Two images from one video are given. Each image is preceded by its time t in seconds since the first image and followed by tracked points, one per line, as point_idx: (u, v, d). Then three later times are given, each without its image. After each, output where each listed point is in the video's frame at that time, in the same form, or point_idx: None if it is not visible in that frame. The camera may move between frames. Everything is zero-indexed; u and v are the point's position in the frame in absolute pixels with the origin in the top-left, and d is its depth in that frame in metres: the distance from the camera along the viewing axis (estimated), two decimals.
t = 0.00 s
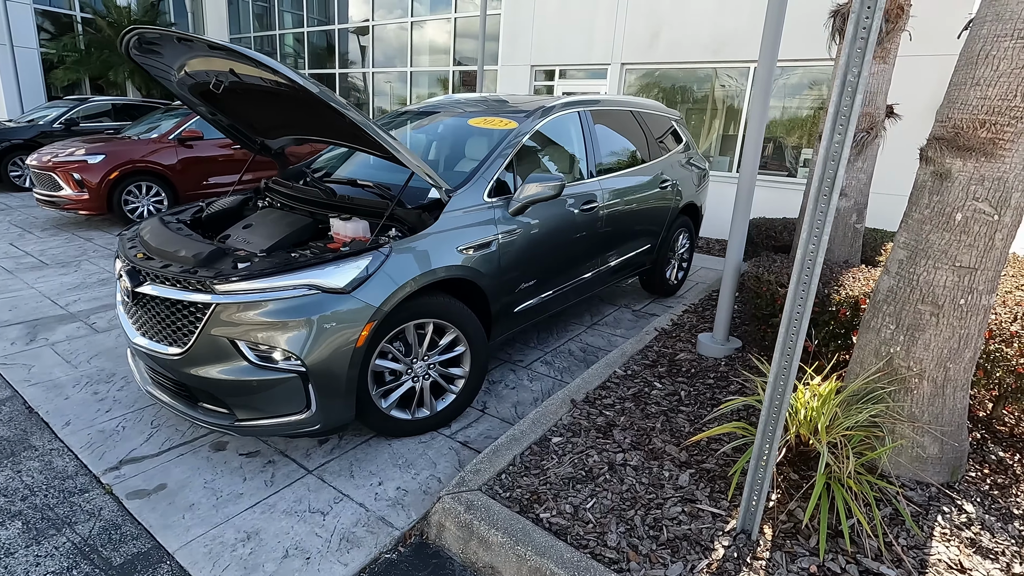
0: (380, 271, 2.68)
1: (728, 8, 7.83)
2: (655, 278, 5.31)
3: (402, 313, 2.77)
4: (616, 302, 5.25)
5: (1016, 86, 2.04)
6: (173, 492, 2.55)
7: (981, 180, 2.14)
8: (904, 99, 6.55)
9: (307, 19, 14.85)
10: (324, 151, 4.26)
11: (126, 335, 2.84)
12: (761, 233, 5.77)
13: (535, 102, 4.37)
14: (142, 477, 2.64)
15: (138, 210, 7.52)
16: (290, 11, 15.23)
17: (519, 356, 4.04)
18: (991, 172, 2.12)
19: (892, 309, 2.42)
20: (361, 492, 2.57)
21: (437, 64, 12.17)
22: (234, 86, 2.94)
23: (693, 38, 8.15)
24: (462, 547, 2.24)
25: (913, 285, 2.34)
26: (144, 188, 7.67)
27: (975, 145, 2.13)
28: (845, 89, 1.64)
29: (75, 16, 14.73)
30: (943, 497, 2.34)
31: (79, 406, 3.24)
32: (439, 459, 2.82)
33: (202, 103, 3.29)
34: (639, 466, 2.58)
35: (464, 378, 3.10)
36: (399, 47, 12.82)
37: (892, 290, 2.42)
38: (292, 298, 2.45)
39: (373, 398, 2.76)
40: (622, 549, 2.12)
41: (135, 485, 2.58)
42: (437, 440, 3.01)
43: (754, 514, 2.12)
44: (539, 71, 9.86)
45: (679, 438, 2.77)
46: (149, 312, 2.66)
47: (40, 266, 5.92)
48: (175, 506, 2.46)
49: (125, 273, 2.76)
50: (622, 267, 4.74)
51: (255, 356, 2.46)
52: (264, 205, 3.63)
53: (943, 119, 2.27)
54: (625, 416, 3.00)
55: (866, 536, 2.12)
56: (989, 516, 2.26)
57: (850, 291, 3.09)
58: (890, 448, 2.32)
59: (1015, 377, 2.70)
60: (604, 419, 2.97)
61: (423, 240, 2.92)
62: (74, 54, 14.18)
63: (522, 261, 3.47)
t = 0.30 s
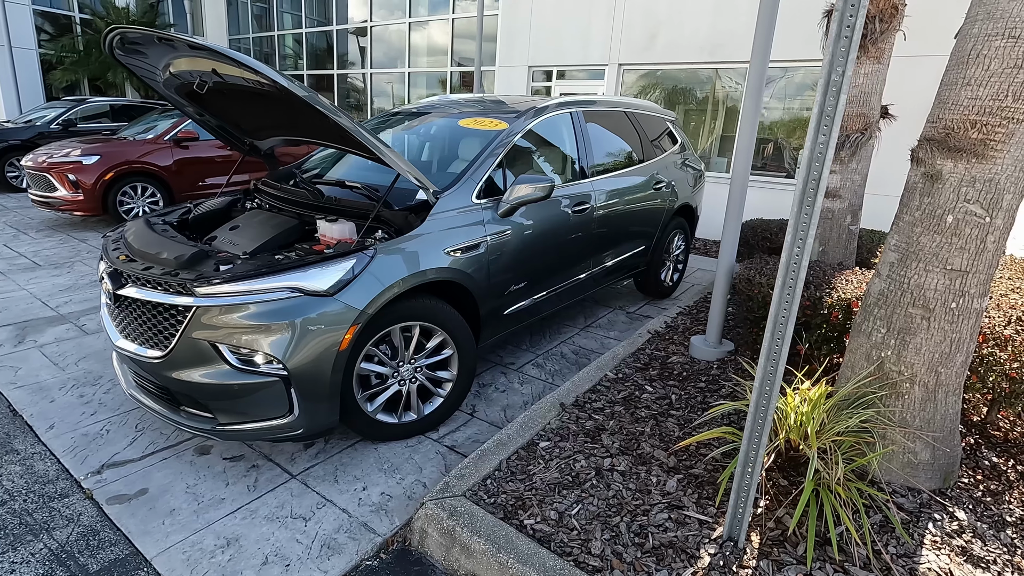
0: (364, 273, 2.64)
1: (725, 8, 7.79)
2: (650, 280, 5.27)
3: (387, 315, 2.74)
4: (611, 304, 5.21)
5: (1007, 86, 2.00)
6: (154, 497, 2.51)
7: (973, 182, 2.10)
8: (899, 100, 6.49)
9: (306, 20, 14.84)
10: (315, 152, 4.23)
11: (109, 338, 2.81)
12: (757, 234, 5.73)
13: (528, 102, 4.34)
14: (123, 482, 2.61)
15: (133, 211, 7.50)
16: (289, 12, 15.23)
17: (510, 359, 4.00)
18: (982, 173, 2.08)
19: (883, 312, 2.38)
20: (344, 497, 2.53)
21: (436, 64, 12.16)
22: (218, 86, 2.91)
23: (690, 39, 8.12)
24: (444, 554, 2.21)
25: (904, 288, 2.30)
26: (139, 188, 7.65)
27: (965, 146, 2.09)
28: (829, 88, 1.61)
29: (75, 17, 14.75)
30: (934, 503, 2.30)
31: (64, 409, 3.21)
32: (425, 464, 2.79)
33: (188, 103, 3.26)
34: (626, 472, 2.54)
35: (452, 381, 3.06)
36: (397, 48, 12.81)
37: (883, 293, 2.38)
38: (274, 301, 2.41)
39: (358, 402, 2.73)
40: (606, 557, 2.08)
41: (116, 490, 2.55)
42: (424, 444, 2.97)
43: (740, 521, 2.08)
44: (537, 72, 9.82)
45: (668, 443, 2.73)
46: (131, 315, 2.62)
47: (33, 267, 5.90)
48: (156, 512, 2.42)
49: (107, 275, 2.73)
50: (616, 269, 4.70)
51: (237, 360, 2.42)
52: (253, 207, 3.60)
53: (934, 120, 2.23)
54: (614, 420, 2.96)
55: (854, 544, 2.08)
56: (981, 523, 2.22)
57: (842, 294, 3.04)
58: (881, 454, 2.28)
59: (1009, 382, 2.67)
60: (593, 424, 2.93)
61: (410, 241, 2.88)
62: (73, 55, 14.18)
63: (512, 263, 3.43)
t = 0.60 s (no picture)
0: (354, 271, 2.62)
1: (725, 7, 7.76)
2: (647, 279, 5.24)
3: (378, 314, 2.72)
4: (608, 303, 5.19)
5: (1000, 82, 1.97)
6: (143, 496, 2.50)
7: (966, 179, 2.07)
8: (896, 98, 6.45)
9: (307, 20, 14.86)
10: (310, 151, 4.22)
11: (99, 337, 2.80)
12: (755, 234, 5.70)
13: (524, 100, 4.32)
14: (112, 481, 2.60)
15: (132, 211, 7.51)
16: (290, 12, 15.25)
17: (505, 358, 3.98)
18: (975, 171, 2.06)
19: (877, 311, 2.36)
20: (333, 497, 2.52)
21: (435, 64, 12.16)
22: (208, 84, 2.91)
23: (689, 38, 8.09)
24: (431, 555, 2.19)
25: (897, 287, 2.27)
26: (138, 188, 7.66)
27: (958, 143, 2.07)
28: (816, 84, 1.59)
29: (76, 18, 14.79)
30: (927, 505, 2.27)
31: (56, 408, 3.21)
32: (416, 463, 2.77)
33: (180, 102, 3.25)
34: (617, 472, 2.52)
35: (443, 381, 3.05)
36: (397, 48, 12.83)
37: (877, 292, 2.36)
38: (262, 300, 2.40)
39: (348, 401, 2.71)
40: (594, 558, 2.06)
41: (105, 489, 2.54)
42: (415, 443, 2.95)
43: (730, 523, 2.06)
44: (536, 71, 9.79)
45: (660, 443, 2.71)
46: (120, 313, 2.61)
47: (31, 267, 5.91)
48: (143, 511, 2.41)
49: (97, 273, 2.72)
50: (613, 268, 4.67)
51: (224, 358, 2.41)
52: (246, 206, 3.59)
53: (927, 116, 2.21)
54: (607, 420, 2.94)
55: (845, 545, 2.05)
56: (975, 525, 2.19)
57: (836, 293, 3.02)
58: (873, 455, 2.25)
59: (1004, 382, 2.65)
60: (585, 423, 2.91)
61: (401, 240, 2.86)
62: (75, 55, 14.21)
63: (505, 262, 3.41)
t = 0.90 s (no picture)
0: (353, 270, 2.62)
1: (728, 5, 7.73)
2: (648, 278, 5.23)
3: (376, 314, 2.72)
4: (609, 303, 5.17)
5: (1002, 79, 1.95)
6: (142, 495, 2.51)
7: (967, 177, 2.05)
8: (899, 96, 6.41)
9: (310, 20, 14.88)
10: (311, 151, 4.23)
11: (99, 335, 2.80)
12: (758, 233, 5.68)
13: (525, 99, 4.31)
14: (112, 479, 2.60)
15: (136, 211, 7.54)
16: (294, 12, 15.28)
17: (505, 358, 3.98)
18: (977, 169, 2.04)
19: (878, 311, 2.34)
20: (331, 496, 2.52)
21: (438, 64, 12.17)
22: (208, 84, 2.91)
23: (692, 36, 8.06)
24: (429, 554, 2.18)
25: (898, 286, 2.26)
26: (142, 188, 7.68)
27: (960, 141, 2.05)
28: (814, 81, 1.58)
29: (81, 18, 14.86)
30: (929, 506, 2.25)
31: (57, 407, 3.22)
32: (415, 463, 2.77)
33: (181, 101, 3.26)
34: (616, 472, 2.51)
35: (443, 380, 3.04)
36: (400, 47, 12.84)
37: (878, 291, 2.34)
38: (261, 298, 2.40)
39: (347, 400, 2.71)
40: (592, 558, 2.05)
41: (104, 487, 2.55)
42: (414, 443, 2.95)
43: (729, 523, 2.05)
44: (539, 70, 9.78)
45: (659, 443, 2.70)
46: (120, 312, 2.62)
47: (35, 266, 5.93)
48: (142, 509, 2.42)
49: (97, 272, 2.72)
50: (614, 267, 4.66)
51: (223, 357, 2.41)
52: (247, 205, 3.59)
53: (928, 114, 2.19)
54: (607, 420, 2.93)
55: (845, 547, 2.04)
56: (977, 527, 2.17)
57: (838, 292, 3.00)
58: (874, 456, 2.24)
59: (1008, 383, 2.62)
60: (585, 423, 2.90)
61: (400, 239, 2.86)
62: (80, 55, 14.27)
63: (506, 261, 3.41)
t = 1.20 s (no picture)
0: (358, 272, 2.59)
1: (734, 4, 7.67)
2: (655, 279, 5.18)
3: (382, 317, 2.68)
4: (615, 304, 5.13)
5: None
6: (145, 500, 2.47)
7: (988, 178, 2.00)
8: (912, 95, 6.36)
9: (314, 20, 14.87)
10: (315, 152, 4.19)
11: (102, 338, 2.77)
12: (765, 234, 5.62)
13: (531, 99, 4.27)
14: (115, 484, 2.57)
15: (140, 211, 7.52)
16: (297, 12, 15.27)
17: (511, 360, 3.93)
18: (998, 170, 1.99)
19: (894, 314, 2.29)
20: (337, 502, 2.48)
21: (442, 64, 12.13)
22: (211, 84, 2.88)
23: (698, 35, 8.00)
24: (436, 562, 2.14)
25: (915, 289, 2.21)
26: (146, 188, 7.67)
27: (981, 141, 2.00)
28: (833, 79, 1.53)
29: (86, 19, 14.87)
30: (947, 515, 2.20)
31: (60, 410, 3.19)
32: (421, 468, 2.73)
33: (184, 102, 3.23)
34: (626, 478, 2.47)
35: (449, 384, 3.00)
36: (404, 47, 12.81)
37: (894, 295, 2.29)
38: (266, 302, 2.36)
39: (352, 404, 2.67)
40: (602, 567, 2.01)
41: (107, 493, 2.51)
42: (420, 448, 2.91)
43: (743, 532, 2.00)
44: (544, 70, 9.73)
45: (669, 449, 2.65)
46: (123, 315, 2.58)
47: (39, 267, 5.92)
48: (146, 515, 2.38)
49: (100, 275, 2.69)
50: (621, 269, 4.61)
51: (227, 361, 2.38)
52: (251, 206, 3.56)
53: (947, 114, 2.14)
54: (615, 424, 2.89)
55: (863, 557, 1.99)
56: (997, 536, 2.12)
57: (852, 296, 2.96)
58: (891, 463, 2.19)
59: None
60: (593, 428, 2.86)
61: (406, 241, 2.82)
62: (84, 56, 14.29)
63: (512, 263, 3.37)
